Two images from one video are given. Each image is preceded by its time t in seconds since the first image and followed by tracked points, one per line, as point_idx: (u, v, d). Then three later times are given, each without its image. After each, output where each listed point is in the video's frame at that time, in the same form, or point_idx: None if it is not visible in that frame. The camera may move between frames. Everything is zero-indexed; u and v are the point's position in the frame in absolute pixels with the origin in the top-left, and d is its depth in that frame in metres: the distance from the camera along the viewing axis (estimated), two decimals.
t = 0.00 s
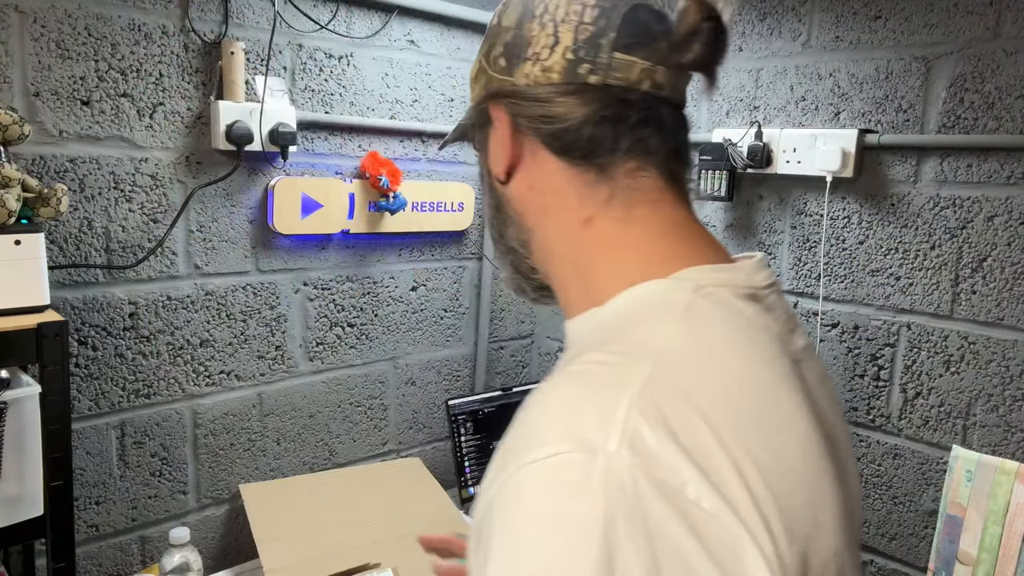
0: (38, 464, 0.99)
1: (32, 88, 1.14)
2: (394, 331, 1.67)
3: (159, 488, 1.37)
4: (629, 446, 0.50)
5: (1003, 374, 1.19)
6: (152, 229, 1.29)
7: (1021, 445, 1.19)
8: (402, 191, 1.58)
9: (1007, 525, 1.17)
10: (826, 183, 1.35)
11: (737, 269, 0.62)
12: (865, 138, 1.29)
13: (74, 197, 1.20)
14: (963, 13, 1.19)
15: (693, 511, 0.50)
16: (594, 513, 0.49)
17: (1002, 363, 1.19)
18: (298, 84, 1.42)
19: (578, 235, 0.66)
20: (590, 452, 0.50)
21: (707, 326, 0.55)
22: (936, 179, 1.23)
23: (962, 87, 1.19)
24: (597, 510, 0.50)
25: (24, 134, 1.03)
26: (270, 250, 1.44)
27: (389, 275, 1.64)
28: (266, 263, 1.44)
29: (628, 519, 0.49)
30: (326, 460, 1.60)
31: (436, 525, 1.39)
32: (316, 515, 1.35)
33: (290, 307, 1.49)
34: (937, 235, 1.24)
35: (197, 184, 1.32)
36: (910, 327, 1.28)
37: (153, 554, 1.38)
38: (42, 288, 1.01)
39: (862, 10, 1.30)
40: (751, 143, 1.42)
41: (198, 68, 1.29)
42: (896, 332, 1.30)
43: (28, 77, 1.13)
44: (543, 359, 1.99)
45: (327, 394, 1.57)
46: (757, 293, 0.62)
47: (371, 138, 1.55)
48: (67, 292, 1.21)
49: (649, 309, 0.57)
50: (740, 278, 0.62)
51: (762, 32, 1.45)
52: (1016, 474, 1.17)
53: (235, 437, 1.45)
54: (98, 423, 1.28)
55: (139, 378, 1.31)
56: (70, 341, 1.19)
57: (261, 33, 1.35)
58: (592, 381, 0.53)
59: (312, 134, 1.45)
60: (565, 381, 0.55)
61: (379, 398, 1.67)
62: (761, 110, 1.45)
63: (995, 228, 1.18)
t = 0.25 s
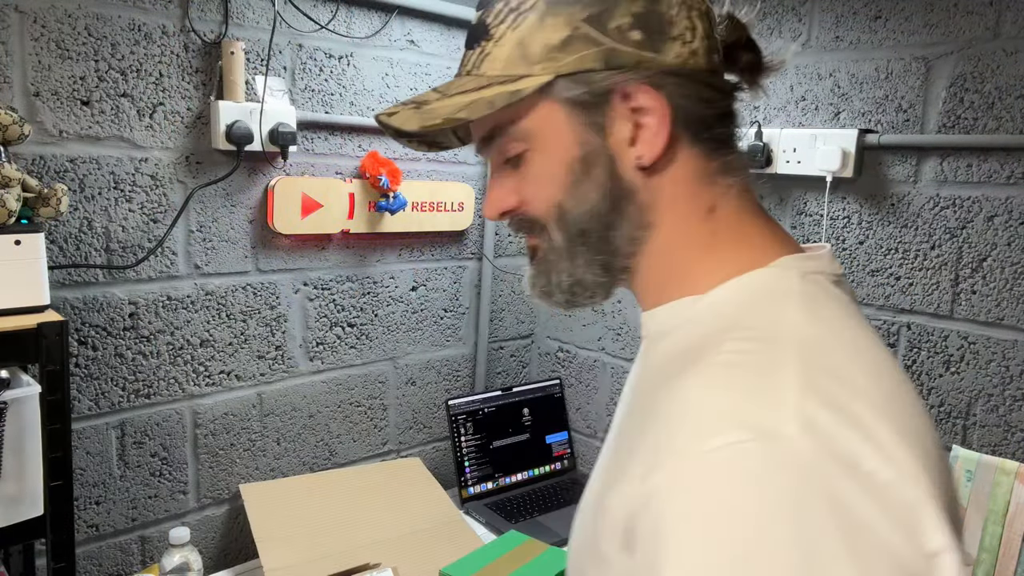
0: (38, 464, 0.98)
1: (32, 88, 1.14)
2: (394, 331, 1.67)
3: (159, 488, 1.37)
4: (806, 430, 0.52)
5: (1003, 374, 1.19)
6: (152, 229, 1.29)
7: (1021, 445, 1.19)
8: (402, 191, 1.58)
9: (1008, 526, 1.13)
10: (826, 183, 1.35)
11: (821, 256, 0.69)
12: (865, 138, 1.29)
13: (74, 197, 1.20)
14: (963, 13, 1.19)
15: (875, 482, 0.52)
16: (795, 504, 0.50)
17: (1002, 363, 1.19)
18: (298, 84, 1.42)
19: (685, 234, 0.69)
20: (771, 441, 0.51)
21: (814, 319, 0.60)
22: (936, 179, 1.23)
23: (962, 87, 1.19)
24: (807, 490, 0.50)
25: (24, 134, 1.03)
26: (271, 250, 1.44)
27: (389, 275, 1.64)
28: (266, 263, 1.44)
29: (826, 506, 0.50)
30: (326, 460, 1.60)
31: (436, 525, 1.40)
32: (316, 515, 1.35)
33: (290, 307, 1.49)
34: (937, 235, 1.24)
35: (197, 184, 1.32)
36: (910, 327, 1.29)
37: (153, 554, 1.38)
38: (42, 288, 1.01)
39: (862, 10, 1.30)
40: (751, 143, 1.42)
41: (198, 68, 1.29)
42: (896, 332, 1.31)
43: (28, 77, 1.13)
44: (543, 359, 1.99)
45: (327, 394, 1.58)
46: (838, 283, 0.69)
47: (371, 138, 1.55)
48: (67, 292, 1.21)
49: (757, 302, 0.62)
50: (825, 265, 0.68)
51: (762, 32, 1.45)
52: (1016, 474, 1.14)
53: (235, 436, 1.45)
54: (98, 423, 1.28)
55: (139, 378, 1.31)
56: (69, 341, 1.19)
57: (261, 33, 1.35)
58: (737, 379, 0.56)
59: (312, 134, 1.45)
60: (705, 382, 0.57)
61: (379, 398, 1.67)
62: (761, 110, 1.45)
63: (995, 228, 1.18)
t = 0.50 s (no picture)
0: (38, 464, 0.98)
1: (32, 88, 1.14)
2: (394, 331, 1.67)
3: (159, 488, 1.37)
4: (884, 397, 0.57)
5: (1003, 374, 1.19)
6: (152, 229, 1.29)
7: (1021, 445, 1.18)
8: (402, 191, 1.58)
9: (1008, 526, 1.13)
10: (826, 183, 1.35)
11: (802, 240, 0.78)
12: (865, 138, 1.29)
13: (75, 197, 1.20)
14: (963, 13, 1.19)
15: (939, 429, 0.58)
16: (912, 472, 0.52)
17: (1002, 363, 1.19)
18: (298, 84, 1.42)
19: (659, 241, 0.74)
20: (862, 411, 0.56)
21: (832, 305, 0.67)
22: (936, 179, 1.23)
23: (962, 87, 1.19)
24: (917, 450, 0.54)
25: (24, 134, 1.03)
26: (271, 250, 1.44)
27: (389, 275, 1.64)
28: (266, 264, 1.44)
29: (930, 462, 0.54)
30: (326, 460, 1.60)
31: (437, 525, 1.40)
32: (316, 516, 1.35)
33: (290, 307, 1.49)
34: (938, 235, 1.24)
35: (197, 184, 1.32)
36: (910, 327, 1.29)
37: (154, 554, 1.38)
38: (42, 288, 1.01)
39: (862, 10, 1.30)
40: (751, 143, 1.42)
41: (198, 68, 1.30)
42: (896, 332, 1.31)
43: (29, 77, 1.13)
44: (543, 359, 1.99)
45: (327, 394, 1.57)
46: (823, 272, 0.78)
47: (371, 138, 1.54)
48: (67, 292, 1.21)
49: (780, 292, 0.67)
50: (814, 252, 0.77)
51: (762, 32, 1.45)
52: (1016, 474, 1.13)
53: (235, 436, 1.45)
54: (98, 423, 1.28)
55: (139, 378, 1.31)
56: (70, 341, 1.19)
57: (261, 33, 1.35)
58: (797, 366, 0.60)
59: (312, 134, 1.45)
60: (773, 374, 0.61)
61: (379, 398, 1.67)
62: (761, 110, 1.45)
63: (995, 229, 1.18)
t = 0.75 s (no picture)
0: (38, 464, 0.98)
1: (32, 88, 1.14)
2: (394, 331, 1.67)
3: (159, 488, 1.37)
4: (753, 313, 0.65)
5: (1003, 374, 1.19)
6: (152, 229, 1.29)
7: (1022, 445, 1.18)
8: (402, 191, 1.58)
9: (1007, 525, 1.13)
10: (826, 183, 1.35)
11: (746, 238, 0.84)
12: (865, 138, 1.29)
13: (75, 197, 1.20)
14: (963, 13, 1.19)
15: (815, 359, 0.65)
16: (769, 378, 0.60)
17: (1002, 363, 1.19)
18: (298, 84, 1.42)
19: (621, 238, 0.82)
20: (733, 327, 0.64)
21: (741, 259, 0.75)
22: (936, 179, 1.23)
23: (962, 87, 1.19)
24: (782, 366, 0.61)
25: (24, 134, 1.03)
26: (271, 250, 1.44)
27: (388, 275, 1.64)
28: (266, 264, 1.44)
29: (778, 363, 0.61)
30: (326, 460, 1.60)
31: (437, 525, 1.40)
32: (315, 517, 1.35)
33: (290, 307, 1.49)
34: (937, 235, 1.24)
35: (197, 184, 1.32)
36: (910, 327, 1.29)
37: (154, 554, 1.38)
38: (42, 288, 1.01)
39: (862, 10, 1.30)
40: (751, 143, 1.42)
41: (198, 68, 1.30)
42: (896, 332, 1.30)
43: (28, 77, 1.13)
44: (543, 359, 1.99)
45: (327, 394, 1.57)
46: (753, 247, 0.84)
47: (371, 138, 1.54)
48: (67, 292, 1.21)
49: (702, 257, 0.74)
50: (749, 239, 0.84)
51: (762, 32, 1.45)
52: (1016, 474, 1.14)
53: (235, 436, 1.45)
54: (98, 423, 1.28)
55: (139, 378, 1.31)
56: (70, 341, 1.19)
57: (261, 33, 1.35)
58: (695, 299, 0.68)
59: (312, 134, 1.45)
60: (679, 308, 0.68)
61: (379, 398, 1.67)
62: (761, 110, 1.45)
63: (995, 228, 1.18)
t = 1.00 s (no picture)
0: (38, 464, 0.98)
1: (32, 88, 1.14)
2: (394, 331, 1.67)
3: (159, 488, 1.37)
4: (672, 252, 0.83)
5: (1003, 374, 1.19)
6: (152, 229, 1.29)
7: (1021, 445, 1.18)
8: (402, 191, 1.58)
9: (1007, 525, 1.13)
10: (826, 183, 1.35)
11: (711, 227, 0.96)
12: (865, 138, 1.29)
13: (75, 197, 1.20)
14: (963, 13, 1.19)
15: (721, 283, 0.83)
16: (669, 281, 0.81)
17: (1002, 363, 1.19)
18: (298, 84, 1.42)
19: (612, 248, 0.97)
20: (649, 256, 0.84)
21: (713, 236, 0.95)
22: (936, 179, 1.23)
23: (962, 87, 1.19)
24: (680, 275, 0.81)
25: (24, 134, 1.03)
26: (270, 250, 1.44)
27: (388, 275, 1.64)
28: (266, 264, 1.44)
29: (676, 282, 0.80)
30: (326, 460, 1.60)
31: (437, 525, 1.39)
32: (314, 517, 1.35)
33: (290, 307, 1.49)
34: (937, 235, 1.24)
35: (197, 184, 1.32)
36: (910, 327, 1.29)
37: (154, 554, 1.38)
38: (42, 287, 1.01)
39: (862, 10, 1.30)
40: (751, 143, 1.42)
41: (198, 68, 1.30)
42: (896, 332, 1.30)
43: (28, 77, 1.13)
44: (543, 359, 1.99)
45: (327, 394, 1.57)
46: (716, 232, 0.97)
47: (371, 138, 1.54)
48: (67, 292, 1.21)
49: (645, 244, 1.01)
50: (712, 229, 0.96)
51: (762, 32, 1.45)
52: (1016, 474, 1.14)
53: (235, 436, 1.45)
54: (98, 423, 1.28)
55: (139, 377, 1.31)
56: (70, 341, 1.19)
57: (261, 33, 1.35)
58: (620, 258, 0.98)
59: (311, 134, 1.45)
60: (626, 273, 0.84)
61: (379, 398, 1.67)
62: (761, 110, 1.45)
63: (995, 228, 1.18)
